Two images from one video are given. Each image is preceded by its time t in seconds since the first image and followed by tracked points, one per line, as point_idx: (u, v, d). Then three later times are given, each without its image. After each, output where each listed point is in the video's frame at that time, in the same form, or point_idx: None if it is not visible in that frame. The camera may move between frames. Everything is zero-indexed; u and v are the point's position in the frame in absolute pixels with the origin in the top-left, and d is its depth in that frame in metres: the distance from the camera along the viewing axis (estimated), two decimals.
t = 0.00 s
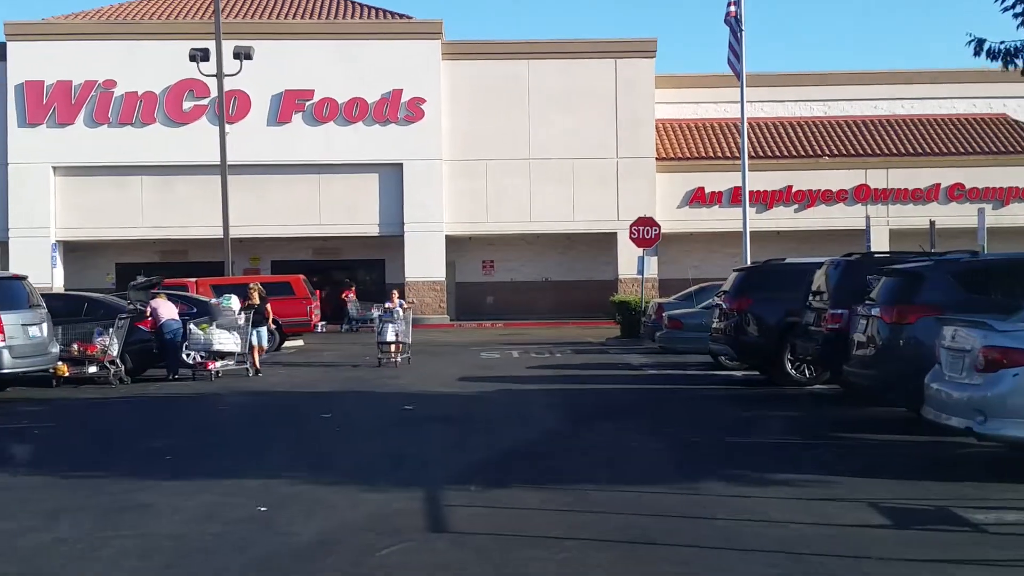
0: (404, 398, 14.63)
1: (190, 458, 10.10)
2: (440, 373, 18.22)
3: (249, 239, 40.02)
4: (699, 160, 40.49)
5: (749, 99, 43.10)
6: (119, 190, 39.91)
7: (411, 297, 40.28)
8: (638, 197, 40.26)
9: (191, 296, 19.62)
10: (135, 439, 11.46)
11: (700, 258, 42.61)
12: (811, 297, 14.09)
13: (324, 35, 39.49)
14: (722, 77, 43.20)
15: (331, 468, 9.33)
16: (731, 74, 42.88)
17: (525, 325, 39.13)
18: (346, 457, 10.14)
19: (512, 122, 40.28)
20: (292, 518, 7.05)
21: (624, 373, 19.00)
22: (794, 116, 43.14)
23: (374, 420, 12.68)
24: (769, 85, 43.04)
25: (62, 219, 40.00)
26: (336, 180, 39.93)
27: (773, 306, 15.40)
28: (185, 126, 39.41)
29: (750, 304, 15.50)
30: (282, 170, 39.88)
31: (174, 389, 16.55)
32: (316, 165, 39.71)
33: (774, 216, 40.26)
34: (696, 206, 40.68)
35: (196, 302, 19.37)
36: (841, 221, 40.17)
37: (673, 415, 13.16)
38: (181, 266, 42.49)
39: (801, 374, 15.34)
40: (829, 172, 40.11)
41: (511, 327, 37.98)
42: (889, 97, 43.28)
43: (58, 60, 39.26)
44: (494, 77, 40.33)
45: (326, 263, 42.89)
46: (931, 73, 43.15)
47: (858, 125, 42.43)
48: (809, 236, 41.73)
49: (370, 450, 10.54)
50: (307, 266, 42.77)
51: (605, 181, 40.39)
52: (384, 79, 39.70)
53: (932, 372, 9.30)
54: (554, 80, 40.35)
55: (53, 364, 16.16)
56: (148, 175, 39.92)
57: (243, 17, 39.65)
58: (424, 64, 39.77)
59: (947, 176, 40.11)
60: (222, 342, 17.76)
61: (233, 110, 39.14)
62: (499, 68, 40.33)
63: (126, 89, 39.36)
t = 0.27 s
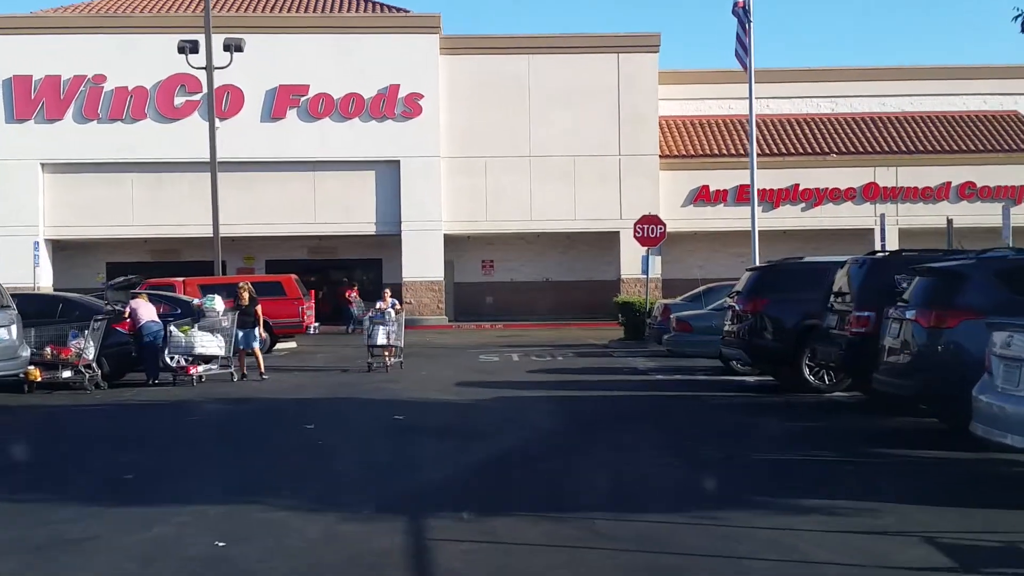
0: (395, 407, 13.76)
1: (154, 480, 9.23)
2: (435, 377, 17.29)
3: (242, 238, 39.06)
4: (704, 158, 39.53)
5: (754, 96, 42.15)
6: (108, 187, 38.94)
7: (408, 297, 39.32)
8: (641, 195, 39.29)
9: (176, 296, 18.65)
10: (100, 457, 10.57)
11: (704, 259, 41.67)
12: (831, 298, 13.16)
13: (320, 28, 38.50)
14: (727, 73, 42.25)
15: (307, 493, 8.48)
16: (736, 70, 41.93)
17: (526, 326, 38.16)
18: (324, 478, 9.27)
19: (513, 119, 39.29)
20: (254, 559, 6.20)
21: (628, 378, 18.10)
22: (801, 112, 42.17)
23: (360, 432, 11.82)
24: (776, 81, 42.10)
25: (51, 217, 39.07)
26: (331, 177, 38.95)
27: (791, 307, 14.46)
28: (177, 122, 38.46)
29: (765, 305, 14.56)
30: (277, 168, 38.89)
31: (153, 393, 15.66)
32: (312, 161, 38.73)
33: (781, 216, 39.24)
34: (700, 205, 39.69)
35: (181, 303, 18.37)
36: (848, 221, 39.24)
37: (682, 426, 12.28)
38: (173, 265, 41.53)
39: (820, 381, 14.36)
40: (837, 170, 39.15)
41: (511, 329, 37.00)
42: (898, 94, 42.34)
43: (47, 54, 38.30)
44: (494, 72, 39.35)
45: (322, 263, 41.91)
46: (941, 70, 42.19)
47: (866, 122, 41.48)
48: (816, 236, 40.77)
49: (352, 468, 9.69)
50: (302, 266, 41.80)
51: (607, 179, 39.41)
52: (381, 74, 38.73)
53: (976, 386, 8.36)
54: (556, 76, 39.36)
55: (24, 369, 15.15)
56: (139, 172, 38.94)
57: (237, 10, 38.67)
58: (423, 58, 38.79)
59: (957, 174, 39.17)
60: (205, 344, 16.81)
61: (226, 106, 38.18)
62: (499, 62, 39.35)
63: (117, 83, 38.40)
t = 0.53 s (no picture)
0: (388, 417, 12.68)
1: (112, 512, 8.16)
2: (433, 383, 16.20)
3: (236, 235, 37.94)
4: (711, 153, 38.40)
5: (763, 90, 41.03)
6: (99, 184, 37.84)
7: (407, 297, 38.22)
8: (646, 192, 38.17)
9: (158, 297, 17.49)
10: (58, 480, 9.50)
11: (711, 257, 40.55)
12: (861, 299, 12.00)
13: (317, 19, 37.39)
14: (735, 66, 41.13)
15: (285, 528, 7.44)
16: (744, 63, 40.81)
17: (529, 326, 37.03)
18: (306, 508, 8.21)
19: (514, 112, 38.18)
20: None
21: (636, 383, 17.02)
22: (811, 107, 41.06)
23: (343, 448, 10.78)
24: (785, 74, 40.99)
25: (40, 215, 38.00)
26: (328, 173, 37.83)
27: (815, 309, 13.28)
28: (168, 116, 37.38)
29: (786, 306, 13.37)
30: (272, 163, 37.78)
31: (129, 400, 14.57)
32: (307, 156, 37.60)
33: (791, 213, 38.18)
34: (710, 201, 38.53)
35: (164, 304, 17.23)
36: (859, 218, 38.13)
37: (702, 440, 11.20)
38: (166, 263, 40.44)
39: (845, 389, 13.20)
40: (849, 166, 38.03)
41: (513, 329, 35.86)
42: (911, 87, 41.24)
43: (35, 46, 37.21)
44: (496, 65, 38.24)
45: (318, 261, 40.81)
46: (954, 63, 41.08)
47: (878, 116, 40.36)
48: (827, 234, 39.65)
49: (338, 494, 8.62)
50: (299, 264, 40.70)
51: (611, 175, 38.29)
52: (379, 66, 37.62)
53: None
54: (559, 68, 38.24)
55: None
56: (130, 167, 37.84)
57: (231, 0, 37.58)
58: (422, 50, 37.68)
59: (972, 170, 38.05)
60: (186, 348, 15.60)
61: (219, 99, 37.11)
62: (500, 54, 38.25)
63: (107, 76, 37.32)
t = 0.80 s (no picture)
0: (379, 426, 11.98)
1: (72, 539, 7.48)
2: (429, 388, 15.49)
3: (233, 234, 37.24)
4: (717, 149, 37.66)
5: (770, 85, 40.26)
6: (93, 182, 37.14)
7: (407, 297, 37.49)
8: (651, 189, 37.44)
9: (147, 296, 16.75)
10: (18, 499, 8.81)
11: (717, 256, 39.79)
12: (885, 300, 11.37)
13: (315, 14, 36.66)
14: (741, 61, 40.36)
15: (258, 561, 6.76)
16: (751, 58, 40.06)
17: (532, 326, 36.28)
18: (283, 534, 7.52)
19: (517, 109, 37.45)
20: None
21: (642, 386, 16.30)
22: (818, 103, 40.31)
23: (329, 462, 10.11)
24: (792, 69, 40.23)
25: (34, 213, 37.30)
26: (327, 171, 37.11)
27: (836, 309, 12.63)
28: (165, 113, 36.68)
29: (804, 306, 12.75)
30: (270, 161, 37.06)
31: (109, 406, 13.88)
32: (305, 154, 36.87)
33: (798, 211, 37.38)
34: (715, 199, 37.81)
35: (153, 305, 16.47)
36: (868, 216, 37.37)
37: (713, 452, 10.49)
38: (163, 263, 39.74)
39: (869, 394, 12.59)
40: (858, 162, 37.27)
41: (515, 329, 35.12)
42: (920, 83, 40.48)
43: (28, 41, 36.50)
44: (497, 60, 37.51)
45: (317, 261, 40.08)
46: (965, 57, 40.30)
47: (887, 112, 39.60)
48: (835, 231, 38.90)
49: (318, 517, 7.93)
50: (298, 264, 39.99)
51: (616, 172, 37.55)
52: (379, 62, 36.90)
53: None
54: (562, 63, 37.49)
55: None
56: (125, 165, 37.15)
57: None
58: (422, 45, 36.94)
59: (984, 166, 37.28)
60: (171, 351, 14.82)
61: (216, 95, 36.41)
62: (502, 50, 37.50)
63: (102, 73, 36.62)
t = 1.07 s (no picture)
0: (372, 442, 11.15)
1: None
2: (427, 396, 14.65)
3: (230, 235, 36.43)
4: (725, 147, 36.80)
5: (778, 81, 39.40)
6: (87, 181, 36.34)
7: (407, 299, 36.65)
8: (657, 188, 36.58)
9: (134, 298, 15.95)
10: None
11: (724, 256, 38.93)
12: (918, 302, 10.55)
13: (314, 8, 35.83)
14: (749, 56, 39.49)
15: None
16: (759, 53, 39.19)
17: (536, 328, 35.44)
18: (257, 575, 6.69)
19: (520, 106, 36.61)
20: None
21: (651, 393, 15.45)
22: (828, 99, 39.43)
23: (311, 483, 9.29)
24: (801, 65, 39.35)
25: (26, 213, 36.51)
26: (325, 170, 36.29)
27: (863, 311, 11.80)
28: (160, 111, 35.88)
29: (827, 309, 11.89)
30: (267, 159, 36.23)
31: (86, 417, 13.06)
32: (304, 152, 36.05)
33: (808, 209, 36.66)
34: (722, 198, 36.95)
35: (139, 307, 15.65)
36: (879, 215, 36.50)
37: (733, 473, 9.65)
38: (158, 264, 38.93)
39: (899, 403, 11.79)
40: (869, 160, 36.38)
41: (518, 331, 34.28)
42: (932, 78, 39.59)
43: (20, 37, 35.70)
44: (500, 56, 36.67)
45: (316, 261, 39.27)
46: (978, 52, 39.40)
47: (899, 108, 38.71)
48: (845, 231, 38.03)
49: (300, 553, 7.10)
50: (296, 265, 39.18)
51: (621, 170, 36.69)
52: (378, 58, 36.07)
53: None
54: (566, 59, 36.65)
55: None
56: (120, 164, 36.35)
57: None
58: (422, 41, 36.11)
59: (998, 164, 36.39)
60: (152, 356, 13.97)
61: (212, 92, 35.61)
62: (505, 45, 36.65)
63: (95, 70, 35.82)
